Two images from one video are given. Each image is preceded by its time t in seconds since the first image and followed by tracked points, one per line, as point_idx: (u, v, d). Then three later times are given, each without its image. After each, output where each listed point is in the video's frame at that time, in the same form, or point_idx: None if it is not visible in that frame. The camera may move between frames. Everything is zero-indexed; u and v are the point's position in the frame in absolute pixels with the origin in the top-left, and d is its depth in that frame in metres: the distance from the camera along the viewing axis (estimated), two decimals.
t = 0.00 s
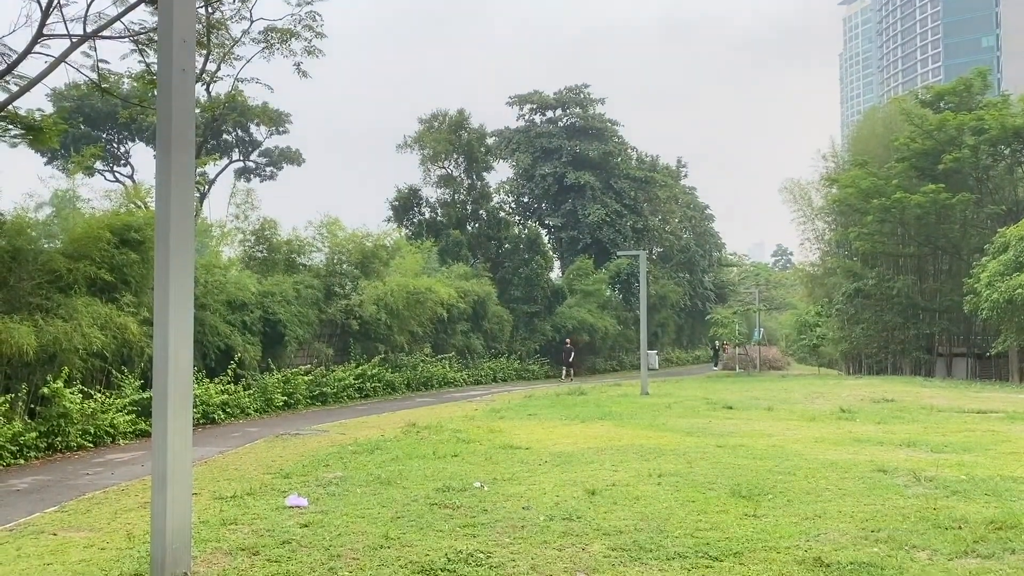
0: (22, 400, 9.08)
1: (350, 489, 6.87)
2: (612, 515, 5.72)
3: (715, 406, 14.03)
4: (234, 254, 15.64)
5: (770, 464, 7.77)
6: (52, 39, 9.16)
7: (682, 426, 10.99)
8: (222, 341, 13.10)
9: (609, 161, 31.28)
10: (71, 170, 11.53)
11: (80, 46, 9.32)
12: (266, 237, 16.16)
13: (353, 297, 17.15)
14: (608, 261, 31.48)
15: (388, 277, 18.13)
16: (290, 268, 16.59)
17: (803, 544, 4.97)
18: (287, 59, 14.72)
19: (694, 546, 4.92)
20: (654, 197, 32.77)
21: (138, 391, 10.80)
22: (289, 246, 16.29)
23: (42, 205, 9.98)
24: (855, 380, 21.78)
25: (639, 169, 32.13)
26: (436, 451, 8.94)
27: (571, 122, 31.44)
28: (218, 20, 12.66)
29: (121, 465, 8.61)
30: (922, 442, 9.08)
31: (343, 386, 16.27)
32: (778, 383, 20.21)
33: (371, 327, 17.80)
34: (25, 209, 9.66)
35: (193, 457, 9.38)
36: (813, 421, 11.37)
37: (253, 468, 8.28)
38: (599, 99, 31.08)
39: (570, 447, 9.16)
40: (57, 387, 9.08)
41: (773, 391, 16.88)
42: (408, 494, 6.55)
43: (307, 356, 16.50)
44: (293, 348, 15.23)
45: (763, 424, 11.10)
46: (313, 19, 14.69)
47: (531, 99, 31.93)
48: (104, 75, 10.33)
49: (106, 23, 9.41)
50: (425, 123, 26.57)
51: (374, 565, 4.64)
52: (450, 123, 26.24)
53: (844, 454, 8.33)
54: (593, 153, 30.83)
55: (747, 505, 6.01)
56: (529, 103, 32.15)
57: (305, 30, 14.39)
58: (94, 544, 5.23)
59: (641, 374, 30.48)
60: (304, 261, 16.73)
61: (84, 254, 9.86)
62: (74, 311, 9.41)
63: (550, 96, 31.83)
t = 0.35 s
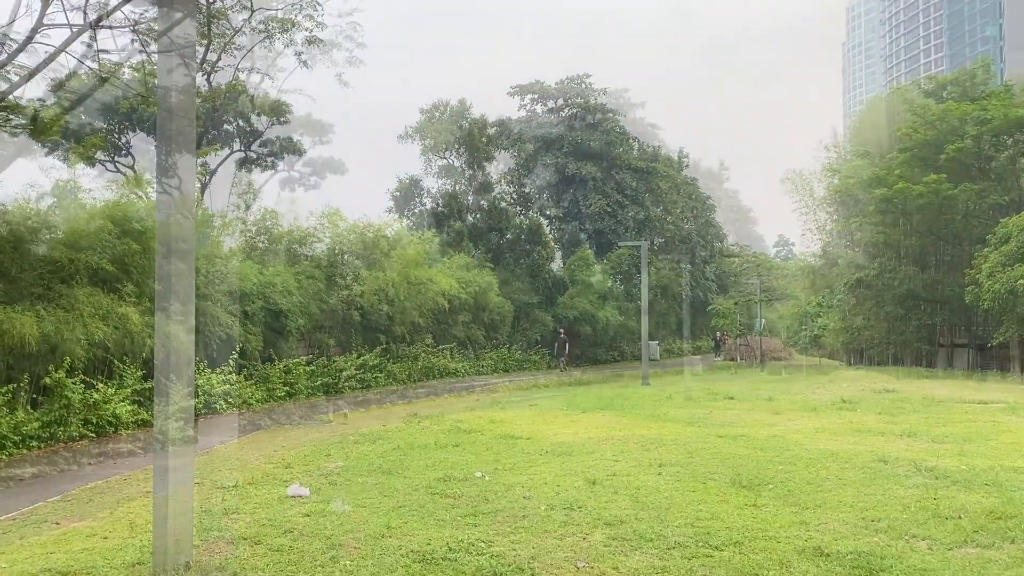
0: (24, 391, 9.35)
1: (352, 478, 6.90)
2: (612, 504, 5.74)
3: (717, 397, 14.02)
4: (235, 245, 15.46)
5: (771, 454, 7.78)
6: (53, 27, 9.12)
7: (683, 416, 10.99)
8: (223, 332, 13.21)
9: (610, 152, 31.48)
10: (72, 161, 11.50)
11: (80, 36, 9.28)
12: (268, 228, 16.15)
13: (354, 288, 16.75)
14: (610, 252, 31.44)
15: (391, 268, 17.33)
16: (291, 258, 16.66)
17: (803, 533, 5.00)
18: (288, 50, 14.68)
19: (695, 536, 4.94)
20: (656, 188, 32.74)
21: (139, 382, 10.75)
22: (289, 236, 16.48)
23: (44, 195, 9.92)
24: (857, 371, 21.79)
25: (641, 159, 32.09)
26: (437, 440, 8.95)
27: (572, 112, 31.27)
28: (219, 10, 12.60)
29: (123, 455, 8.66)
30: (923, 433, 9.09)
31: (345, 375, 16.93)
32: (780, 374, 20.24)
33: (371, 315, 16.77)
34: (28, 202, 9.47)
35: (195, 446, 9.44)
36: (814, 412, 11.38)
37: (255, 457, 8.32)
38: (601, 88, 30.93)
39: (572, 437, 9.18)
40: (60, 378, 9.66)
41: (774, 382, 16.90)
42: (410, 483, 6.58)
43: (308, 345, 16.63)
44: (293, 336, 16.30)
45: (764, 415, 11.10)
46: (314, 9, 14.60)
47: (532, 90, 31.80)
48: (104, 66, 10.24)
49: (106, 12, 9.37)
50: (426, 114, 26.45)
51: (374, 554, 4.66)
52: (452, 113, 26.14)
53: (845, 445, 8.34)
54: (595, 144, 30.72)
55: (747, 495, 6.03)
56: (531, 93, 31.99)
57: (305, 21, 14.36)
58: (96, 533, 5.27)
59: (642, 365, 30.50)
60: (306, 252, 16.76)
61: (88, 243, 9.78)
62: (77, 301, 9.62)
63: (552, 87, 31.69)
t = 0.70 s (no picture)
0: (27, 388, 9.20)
1: (394, 495, 6.89)
2: (658, 522, 5.64)
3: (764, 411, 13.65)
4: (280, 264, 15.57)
5: (819, 471, 7.54)
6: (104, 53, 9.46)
7: (728, 432, 10.77)
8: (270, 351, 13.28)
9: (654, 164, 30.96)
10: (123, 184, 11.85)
11: (130, 61, 9.60)
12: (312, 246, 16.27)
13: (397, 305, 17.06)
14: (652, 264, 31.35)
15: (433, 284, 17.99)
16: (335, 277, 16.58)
17: (853, 552, 4.90)
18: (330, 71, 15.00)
19: (743, 555, 4.91)
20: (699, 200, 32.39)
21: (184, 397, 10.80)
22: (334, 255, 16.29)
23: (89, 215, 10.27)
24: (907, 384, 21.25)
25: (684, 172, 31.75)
26: (479, 457, 8.95)
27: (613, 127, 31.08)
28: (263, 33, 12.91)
29: (172, 471, 8.87)
30: (980, 450, 8.72)
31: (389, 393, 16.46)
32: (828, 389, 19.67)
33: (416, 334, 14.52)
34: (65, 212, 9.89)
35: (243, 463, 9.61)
36: (866, 427, 11.03)
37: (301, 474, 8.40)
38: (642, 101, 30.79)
39: (614, 454, 9.05)
40: (107, 395, 9.36)
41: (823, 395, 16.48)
42: (452, 501, 6.53)
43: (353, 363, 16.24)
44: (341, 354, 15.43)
45: (813, 431, 10.80)
46: (355, 31, 14.86)
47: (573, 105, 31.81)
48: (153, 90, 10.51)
49: (155, 38, 9.68)
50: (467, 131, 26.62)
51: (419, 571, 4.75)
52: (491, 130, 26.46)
53: (897, 462, 8.04)
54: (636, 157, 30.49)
55: (795, 513, 5.87)
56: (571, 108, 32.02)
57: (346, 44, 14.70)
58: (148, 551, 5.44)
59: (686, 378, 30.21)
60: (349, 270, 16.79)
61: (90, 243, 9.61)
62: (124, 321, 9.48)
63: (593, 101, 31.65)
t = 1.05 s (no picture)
0: (79, 409, 9.27)
1: (396, 496, 6.91)
2: (660, 523, 5.63)
3: (765, 413, 13.68)
4: (283, 264, 15.74)
5: (819, 472, 7.55)
6: (104, 56, 9.45)
7: (729, 432, 10.79)
8: (272, 351, 13.28)
9: (653, 167, 30.98)
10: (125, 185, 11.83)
11: (130, 64, 9.59)
12: (313, 247, 16.41)
13: (398, 306, 17.22)
14: (653, 267, 31.50)
15: (433, 286, 18.39)
16: (336, 278, 16.74)
17: (855, 553, 4.82)
18: (331, 72, 15.06)
19: (743, 556, 4.80)
20: (699, 202, 32.50)
21: (189, 400, 10.92)
22: (335, 256, 16.55)
23: (97, 218, 10.28)
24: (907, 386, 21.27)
25: (684, 174, 31.88)
26: (481, 458, 8.95)
27: (613, 129, 31.14)
28: (264, 34, 12.94)
29: (173, 473, 8.82)
30: (979, 449, 8.74)
31: (390, 394, 16.41)
32: (828, 390, 19.67)
33: (416, 335, 18.04)
34: (82, 222, 9.97)
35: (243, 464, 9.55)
36: (867, 428, 11.05)
37: (302, 475, 8.39)
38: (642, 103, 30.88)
39: (615, 455, 9.06)
40: (111, 397, 9.31)
41: (825, 397, 16.50)
42: (453, 502, 6.54)
43: (354, 365, 16.38)
44: (341, 355, 15.39)
45: (814, 431, 10.84)
46: (357, 32, 14.91)
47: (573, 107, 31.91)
48: (155, 92, 10.49)
49: (155, 41, 9.68)
50: (468, 133, 26.68)
51: (419, 572, 4.64)
52: (492, 132, 26.45)
53: (898, 462, 8.06)
54: (637, 160, 30.57)
55: (797, 513, 5.86)
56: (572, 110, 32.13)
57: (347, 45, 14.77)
58: (148, 551, 5.34)
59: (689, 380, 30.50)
60: (351, 271, 16.92)
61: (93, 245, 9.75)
62: (127, 322, 9.69)
63: (593, 103, 31.74)
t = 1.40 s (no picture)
0: (81, 410, 9.28)
1: (398, 497, 6.92)
2: (662, 524, 5.63)
3: (767, 413, 13.66)
4: (285, 265, 15.81)
5: (822, 472, 7.55)
6: (106, 58, 9.46)
7: (731, 433, 10.79)
8: (274, 352, 13.31)
9: (655, 167, 30.98)
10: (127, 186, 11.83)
11: (132, 65, 9.60)
12: (315, 248, 16.45)
13: (400, 307, 17.24)
14: (655, 267, 31.31)
15: (435, 287, 18.42)
16: (338, 279, 16.76)
17: (858, 553, 4.82)
18: (333, 73, 15.07)
19: (745, 556, 4.79)
20: (700, 203, 32.49)
21: (191, 401, 10.95)
22: (338, 257, 16.58)
23: (99, 220, 10.30)
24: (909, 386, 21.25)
25: (685, 174, 31.87)
26: (483, 459, 8.96)
27: (614, 129, 31.19)
28: (266, 35, 12.96)
29: (175, 474, 8.83)
30: (982, 449, 8.73)
31: (392, 395, 16.45)
32: (831, 389, 19.68)
33: (418, 336, 17.99)
34: (84, 223, 10.00)
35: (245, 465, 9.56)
36: (869, 428, 11.03)
37: (304, 476, 8.41)
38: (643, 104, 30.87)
39: (617, 455, 9.07)
40: (113, 398, 9.32)
41: (827, 397, 16.48)
42: (456, 503, 6.55)
43: (356, 365, 16.43)
44: (343, 356, 15.40)
45: (816, 431, 10.84)
46: (358, 33, 14.91)
47: (574, 108, 31.92)
48: (157, 93, 10.50)
49: (158, 42, 9.70)
50: (469, 133, 26.72)
51: (421, 572, 4.65)
52: (494, 132, 26.42)
53: (900, 462, 8.06)
54: (638, 161, 30.58)
55: (799, 514, 5.86)
56: (573, 111, 32.13)
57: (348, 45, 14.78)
58: (151, 552, 5.35)
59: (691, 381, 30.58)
60: (353, 272, 16.94)
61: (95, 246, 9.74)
62: (130, 323, 9.70)
63: (594, 104, 31.73)
